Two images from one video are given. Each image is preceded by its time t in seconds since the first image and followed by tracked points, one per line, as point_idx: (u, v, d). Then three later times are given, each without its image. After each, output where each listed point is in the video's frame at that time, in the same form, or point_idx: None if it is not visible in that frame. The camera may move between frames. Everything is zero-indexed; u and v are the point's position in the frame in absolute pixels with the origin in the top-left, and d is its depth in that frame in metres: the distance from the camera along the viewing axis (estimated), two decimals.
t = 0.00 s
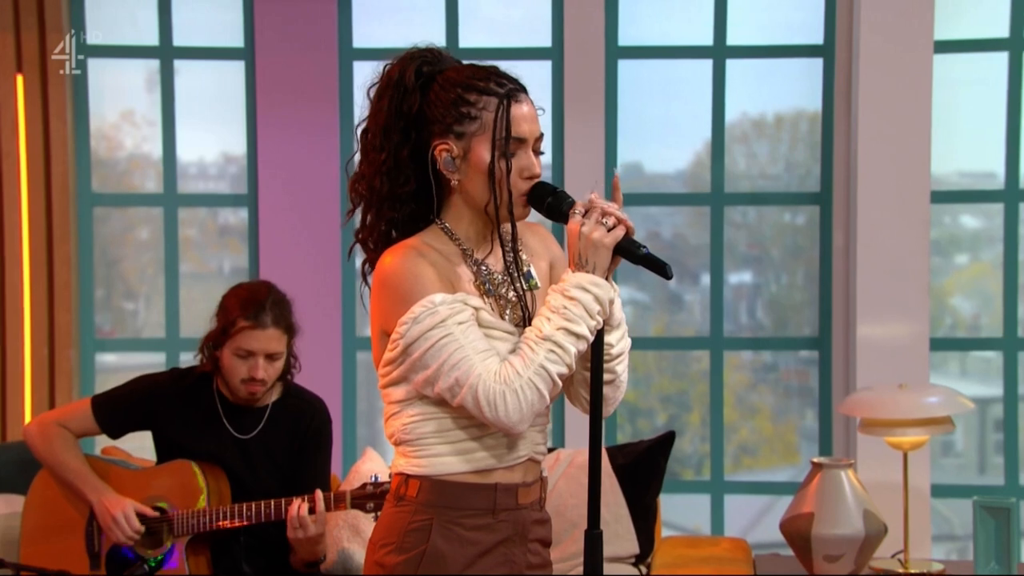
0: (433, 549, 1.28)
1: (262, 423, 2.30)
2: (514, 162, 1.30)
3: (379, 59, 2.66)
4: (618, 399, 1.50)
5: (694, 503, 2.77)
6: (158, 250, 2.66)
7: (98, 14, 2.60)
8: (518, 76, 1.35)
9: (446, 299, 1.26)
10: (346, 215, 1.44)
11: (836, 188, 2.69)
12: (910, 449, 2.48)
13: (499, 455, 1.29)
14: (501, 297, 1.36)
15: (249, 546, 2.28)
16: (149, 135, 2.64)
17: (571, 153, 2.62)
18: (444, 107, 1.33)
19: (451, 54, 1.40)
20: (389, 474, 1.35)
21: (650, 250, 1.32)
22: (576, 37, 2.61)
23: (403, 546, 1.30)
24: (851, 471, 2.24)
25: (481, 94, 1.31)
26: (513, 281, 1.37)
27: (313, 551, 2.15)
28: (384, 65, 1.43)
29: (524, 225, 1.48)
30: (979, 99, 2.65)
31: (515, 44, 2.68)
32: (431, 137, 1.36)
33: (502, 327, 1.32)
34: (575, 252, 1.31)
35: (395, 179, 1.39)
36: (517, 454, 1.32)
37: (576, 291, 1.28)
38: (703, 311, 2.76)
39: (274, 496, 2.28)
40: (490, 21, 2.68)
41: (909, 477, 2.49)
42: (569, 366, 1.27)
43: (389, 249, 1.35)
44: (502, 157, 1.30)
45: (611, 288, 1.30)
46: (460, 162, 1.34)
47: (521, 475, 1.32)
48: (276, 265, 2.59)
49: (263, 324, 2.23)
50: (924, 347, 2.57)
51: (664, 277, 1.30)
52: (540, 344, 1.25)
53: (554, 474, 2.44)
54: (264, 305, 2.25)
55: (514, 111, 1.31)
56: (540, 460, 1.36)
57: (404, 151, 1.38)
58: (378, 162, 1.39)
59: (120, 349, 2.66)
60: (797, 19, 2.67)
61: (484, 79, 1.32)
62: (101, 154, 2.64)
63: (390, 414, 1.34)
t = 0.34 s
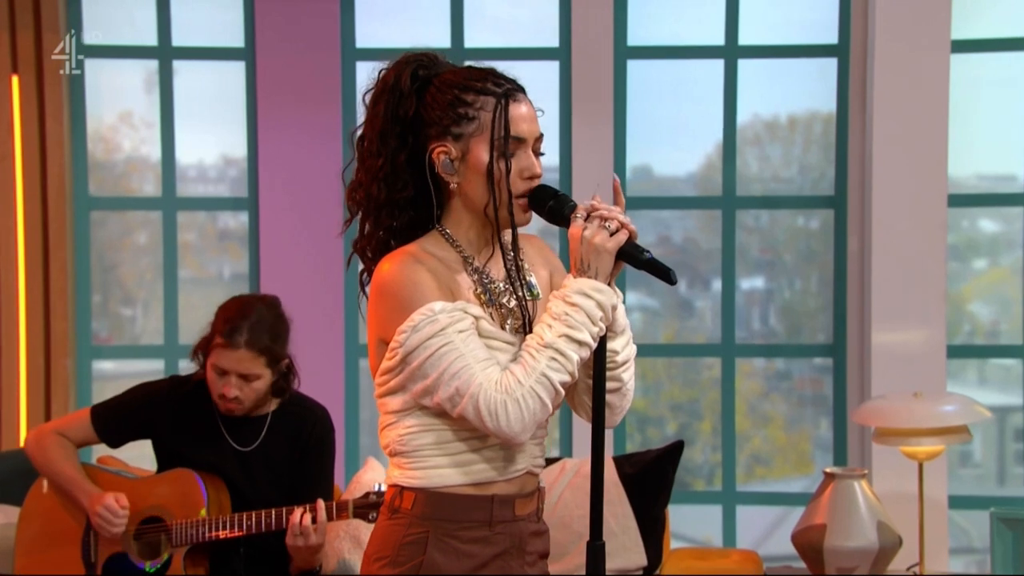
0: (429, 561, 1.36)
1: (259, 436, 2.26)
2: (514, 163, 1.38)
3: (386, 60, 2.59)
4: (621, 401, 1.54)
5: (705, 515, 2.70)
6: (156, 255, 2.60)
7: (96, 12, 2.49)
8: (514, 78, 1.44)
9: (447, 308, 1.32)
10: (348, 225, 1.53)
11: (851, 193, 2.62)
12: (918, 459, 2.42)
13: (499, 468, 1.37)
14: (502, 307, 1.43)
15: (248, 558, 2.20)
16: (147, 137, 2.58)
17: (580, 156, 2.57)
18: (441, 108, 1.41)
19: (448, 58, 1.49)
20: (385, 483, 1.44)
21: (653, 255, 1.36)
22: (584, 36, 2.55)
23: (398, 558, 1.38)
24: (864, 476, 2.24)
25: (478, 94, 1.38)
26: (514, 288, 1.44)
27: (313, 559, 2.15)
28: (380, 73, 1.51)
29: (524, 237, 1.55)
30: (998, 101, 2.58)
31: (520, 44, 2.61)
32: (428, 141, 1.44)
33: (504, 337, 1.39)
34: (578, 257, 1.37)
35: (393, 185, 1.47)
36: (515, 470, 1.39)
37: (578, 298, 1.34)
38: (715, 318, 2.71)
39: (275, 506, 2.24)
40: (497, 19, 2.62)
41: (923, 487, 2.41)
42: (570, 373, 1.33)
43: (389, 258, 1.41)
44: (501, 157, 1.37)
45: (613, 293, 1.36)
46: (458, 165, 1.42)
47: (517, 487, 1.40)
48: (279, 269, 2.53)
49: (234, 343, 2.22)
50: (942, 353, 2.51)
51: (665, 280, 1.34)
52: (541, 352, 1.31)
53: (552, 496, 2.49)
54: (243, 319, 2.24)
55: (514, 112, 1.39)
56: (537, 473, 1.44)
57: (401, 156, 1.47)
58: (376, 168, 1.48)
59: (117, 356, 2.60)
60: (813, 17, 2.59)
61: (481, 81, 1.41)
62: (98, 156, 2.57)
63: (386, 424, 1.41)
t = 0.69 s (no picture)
0: None
1: (254, 446, 2.25)
2: (510, 168, 1.45)
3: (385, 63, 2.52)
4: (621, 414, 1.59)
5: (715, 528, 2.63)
6: (151, 262, 2.54)
7: (88, 12, 2.43)
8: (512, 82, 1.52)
9: (438, 320, 1.40)
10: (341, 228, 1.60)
11: (864, 198, 2.56)
12: (932, 472, 2.35)
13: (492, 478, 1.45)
14: (495, 315, 1.51)
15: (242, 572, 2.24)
16: (141, 141, 2.51)
17: (584, 158, 2.52)
18: (436, 112, 1.49)
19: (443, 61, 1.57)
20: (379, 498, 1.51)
21: (651, 262, 1.41)
22: (589, 38, 2.49)
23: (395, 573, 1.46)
24: (876, 494, 2.09)
25: (475, 99, 1.47)
26: (507, 297, 1.52)
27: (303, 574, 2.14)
28: (375, 76, 1.59)
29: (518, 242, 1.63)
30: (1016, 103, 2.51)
31: (525, 45, 2.55)
32: (422, 145, 1.52)
33: (495, 346, 1.47)
34: (576, 262, 1.43)
35: (386, 190, 1.56)
36: (509, 481, 1.47)
37: (575, 305, 1.41)
38: (724, 326, 2.65)
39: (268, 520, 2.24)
40: (500, 19, 2.55)
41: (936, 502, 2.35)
42: (564, 383, 1.40)
43: (378, 266, 1.49)
44: (496, 162, 1.45)
45: (611, 300, 1.43)
46: (453, 169, 1.49)
47: (515, 499, 1.48)
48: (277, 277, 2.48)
49: (252, 361, 2.20)
50: (958, 363, 2.45)
51: (661, 284, 1.37)
52: (537, 361, 1.38)
53: (555, 510, 2.45)
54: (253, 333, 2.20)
55: (509, 116, 1.46)
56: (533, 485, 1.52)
57: (395, 160, 1.55)
58: (371, 172, 1.56)
59: (110, 365, 2.53)
60: (825, 17, 2.50)
61: (477, 86, 1.49)
62: (91, 161, 2.50)
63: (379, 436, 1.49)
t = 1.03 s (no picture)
0: None
1: (251, 453, 2.24)
2: (505, 171, 1.62)
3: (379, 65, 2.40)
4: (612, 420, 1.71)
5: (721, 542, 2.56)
6: (143, 268, 2.47)
7: (77, 12, 2.36)
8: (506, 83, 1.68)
9: (430, 327, 1.57)
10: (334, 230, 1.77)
11: (875, 201, 2.49)
12: (943, 485, 2.28)
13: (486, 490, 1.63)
14: (488, 321, 1.69)
15: None
16: (132, 145, 2.45)
17: (588, 159, 2.48)
18: (430, 114, 1.65)
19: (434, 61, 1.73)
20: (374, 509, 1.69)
21: (649, 267, 1.57)
22: (595, 38, 2.42)
23: None
24: (888, 508, 1.91)
25: (469, 101, 1.63)
26: (499, 302, 1.69)
27: None
28: (365, 77, 1.74)
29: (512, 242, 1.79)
30: None
31: (524, 46, 2.46)
32: (415, 147, 1.68)
33: (488, 353, 1.63)
34: (574, 268, 1.59)
35: (378, 192, 1.73)
36: (503, 492, 1.65)
37: (572, 312, 1.57)
38: (730, 333, 2.60)
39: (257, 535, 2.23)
40: (502, 18, 2.45)
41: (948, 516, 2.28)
42: (559, 391, 1.55)
43: (370, 270, 1.66)
44: (490, 164, 1.61)
45: (607, 306, 1.58)
46: (445, 171, 1.66)
47: (510, 509, 1.66)
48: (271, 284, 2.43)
49: (257, 366, 2.17)
50: (971, 370, 2.42)
51: (663, 290, 1.52)
52: (532, 370, 1.54)
53: (555, 525, 2.44)
54: (255, 339, 2.18)
55: (503, 117, 1.63)
56: (529, 494, 1.70)
57: (387, 161, 1.72)
58: (365, 174, 1.73)
59: (101, 374, 2.45)
60: (834, 18, 2.42)
61: (470, 87, 1.64)
62: (82, 164, 2.44)
63: (371, 445, 1.67)
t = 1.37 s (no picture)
0: None
1: (243, 462, 2.21)
2: (501, 172, 1.58)
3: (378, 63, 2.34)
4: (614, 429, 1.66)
5: (726, 551, 2.49)
6: (134, 270, 2.42)
7: (65, 10, 2.28)
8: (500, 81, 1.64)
9: (425, 333, 1.53)
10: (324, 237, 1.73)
11: (884, 199, 2.44)
12: (952, 493, 2.23)
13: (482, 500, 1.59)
14: (484, 327, 1.64)
15: None
16: (123, 143, 2.39)
17: (589, 160, 2.41)
18: (420, 116, 1.62)
19: (423, 62, 1.70)
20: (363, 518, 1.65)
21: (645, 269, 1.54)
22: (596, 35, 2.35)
23: None
24: (896, 516, 1.86)
25: (460, 101, 1.59)
26: (496, 306, 1.65)
27: None
28: (352, 77, 1.71)
29: (509, 249, 1.75)
30: None
31: (529, 41, 2.39)
32: (405, 149, 1.64)
33: (485, 360, 1.60)
34: (569, 270, 1.55)
35: (368, 198, 1.70)
36: (497, 501, 1.61)
37: (569, 316, 1.53)
38: (736, 338, 2.53)
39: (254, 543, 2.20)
40: (501, 14, 2.39)
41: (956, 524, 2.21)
42: (554, 396, 1.52)
43: (365, 271, 1.62)
44: (484, 164, 1.57)
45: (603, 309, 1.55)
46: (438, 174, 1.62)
47: (504, 519, 1.62)
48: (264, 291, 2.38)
49: (214, 377, 2.16)
50: (982, 375, 2.35)
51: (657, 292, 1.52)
52: (530, 376, 1.51)
53: (555, 531, 2.44)
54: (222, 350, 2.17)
55: (497, 116, 1.58)
56: (524, 503, 1.66)
57: (376, 165, 1.69)
58: (354, 178, 1.69)
59: (90, 379, 2.40)
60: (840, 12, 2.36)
61: (461, 87, 1.61)
62: (71, 164, 2.37)
63: (363, 452, 1.63)
